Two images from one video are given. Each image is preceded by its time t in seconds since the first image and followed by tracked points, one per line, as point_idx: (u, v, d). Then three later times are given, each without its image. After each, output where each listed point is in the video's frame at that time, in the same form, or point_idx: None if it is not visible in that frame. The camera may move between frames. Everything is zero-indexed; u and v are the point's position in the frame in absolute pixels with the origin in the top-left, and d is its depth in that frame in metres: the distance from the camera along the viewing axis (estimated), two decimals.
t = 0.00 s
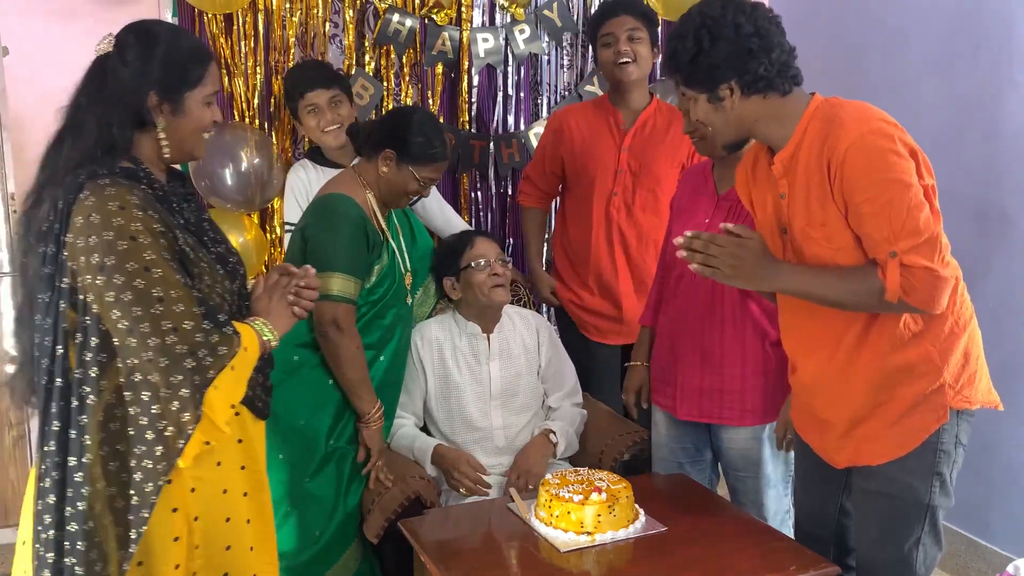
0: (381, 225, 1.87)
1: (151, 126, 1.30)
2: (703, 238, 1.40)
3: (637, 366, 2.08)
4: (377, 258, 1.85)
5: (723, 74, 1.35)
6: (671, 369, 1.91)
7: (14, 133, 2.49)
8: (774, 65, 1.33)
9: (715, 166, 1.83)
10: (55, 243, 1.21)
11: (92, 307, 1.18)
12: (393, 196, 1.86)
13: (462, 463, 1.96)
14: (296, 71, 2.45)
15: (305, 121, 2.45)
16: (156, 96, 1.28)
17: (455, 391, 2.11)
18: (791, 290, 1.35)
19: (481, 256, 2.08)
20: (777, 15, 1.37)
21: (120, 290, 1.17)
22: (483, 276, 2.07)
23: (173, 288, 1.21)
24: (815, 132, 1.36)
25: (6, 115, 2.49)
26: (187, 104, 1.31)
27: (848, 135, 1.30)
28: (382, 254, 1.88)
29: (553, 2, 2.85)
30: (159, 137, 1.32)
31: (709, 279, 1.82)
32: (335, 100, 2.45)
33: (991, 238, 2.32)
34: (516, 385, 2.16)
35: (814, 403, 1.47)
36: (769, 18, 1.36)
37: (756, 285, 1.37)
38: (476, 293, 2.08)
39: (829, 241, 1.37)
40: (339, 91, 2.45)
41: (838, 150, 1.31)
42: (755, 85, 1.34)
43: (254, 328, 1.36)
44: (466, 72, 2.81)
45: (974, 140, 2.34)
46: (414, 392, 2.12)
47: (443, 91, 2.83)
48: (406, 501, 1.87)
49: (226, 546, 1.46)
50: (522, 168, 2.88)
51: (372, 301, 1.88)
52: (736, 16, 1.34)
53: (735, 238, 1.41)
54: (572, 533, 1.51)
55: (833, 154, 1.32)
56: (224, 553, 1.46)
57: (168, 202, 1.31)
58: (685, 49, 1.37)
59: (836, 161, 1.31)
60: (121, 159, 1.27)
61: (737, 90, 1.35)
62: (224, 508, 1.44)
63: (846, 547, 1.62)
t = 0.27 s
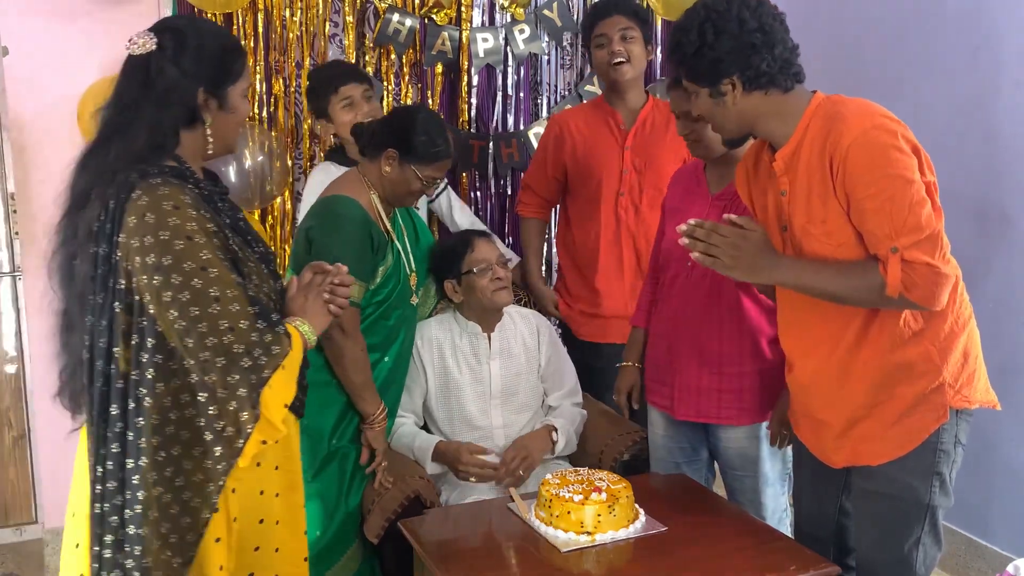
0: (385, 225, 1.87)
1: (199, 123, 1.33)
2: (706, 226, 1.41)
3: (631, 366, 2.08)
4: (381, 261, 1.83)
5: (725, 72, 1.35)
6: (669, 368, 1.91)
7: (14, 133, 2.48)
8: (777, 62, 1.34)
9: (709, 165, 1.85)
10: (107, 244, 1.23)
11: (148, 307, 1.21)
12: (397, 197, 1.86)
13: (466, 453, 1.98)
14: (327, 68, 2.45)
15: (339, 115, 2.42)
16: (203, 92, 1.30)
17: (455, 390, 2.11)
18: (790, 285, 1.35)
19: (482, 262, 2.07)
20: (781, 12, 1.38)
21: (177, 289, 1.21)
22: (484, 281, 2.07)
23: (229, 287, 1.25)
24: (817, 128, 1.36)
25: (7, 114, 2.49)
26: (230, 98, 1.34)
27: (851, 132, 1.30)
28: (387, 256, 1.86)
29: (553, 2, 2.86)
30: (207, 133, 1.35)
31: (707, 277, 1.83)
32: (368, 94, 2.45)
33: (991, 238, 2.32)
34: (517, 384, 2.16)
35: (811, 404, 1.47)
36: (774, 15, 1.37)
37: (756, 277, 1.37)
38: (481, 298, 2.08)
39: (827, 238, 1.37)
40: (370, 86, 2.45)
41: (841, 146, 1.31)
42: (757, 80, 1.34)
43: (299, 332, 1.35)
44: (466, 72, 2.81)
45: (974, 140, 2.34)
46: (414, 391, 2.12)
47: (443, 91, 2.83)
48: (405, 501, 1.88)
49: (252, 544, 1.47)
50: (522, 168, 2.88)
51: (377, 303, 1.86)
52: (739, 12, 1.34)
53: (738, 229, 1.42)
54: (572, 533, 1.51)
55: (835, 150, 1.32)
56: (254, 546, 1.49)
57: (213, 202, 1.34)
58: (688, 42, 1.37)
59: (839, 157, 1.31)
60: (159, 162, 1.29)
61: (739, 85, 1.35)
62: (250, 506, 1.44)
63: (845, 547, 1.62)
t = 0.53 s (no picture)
0: (375, 222, 1.89)
1: (215, 119, 1.33)
2: (708, 219, 1.42)
3: (625, 368, 2.08)
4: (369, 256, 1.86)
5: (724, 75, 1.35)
6: (667, 369, 1.90)
7: (14, 133, 2.48)
8: (776, 62, 1.34)
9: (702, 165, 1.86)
10: (137, 252, 1.25)
11: (183, 314, 1.24)
12: (384, 190, 1.87)
13: (471, 454, 1.98)
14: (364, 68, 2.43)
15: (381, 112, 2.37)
16: (220, 88, 1.30)
17: (456, 389, 2.11)
18: (789, 282, 1.35)
19: (482, 256, 2.08)
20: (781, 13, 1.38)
21: (211, 297, 1.24)
22: (485, 276, 2.07)
23: (261, 290, 1.28)
24: (816, 129, 1.36)
25: (7, 114, 2.48)
26: (246, 96, 1.34)
27: (849, 132, 1.30)
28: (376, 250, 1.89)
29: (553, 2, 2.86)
30: (221, 130, 1.35)
31: (704, 277, 1.83)
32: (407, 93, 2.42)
33: (991, 238, 2.32)
34: (517, 383, 2.16)
35: (810, 404, 1.47)
36: (773, 16, 1.37)
37: (755, 273, 1.38)
38: (481, 294, 2.08)
39: (825, 238, 1.37)
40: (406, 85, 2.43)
41: (840, 146, 1.31)
42: (756, 81, 1.34)
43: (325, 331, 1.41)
44: (466, 72, 2.82)
45: (974, 140, 2.34)
46: (414, 390, 2.11)
47: (443, 91, 2.83)
48: (406, 501, 1.87)
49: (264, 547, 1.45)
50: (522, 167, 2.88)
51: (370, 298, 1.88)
52: (739, 12, 1.34)
53: (741, 224, 1.43)
54: (571, 533, 1.51)
55: (833, 150, 1.32)
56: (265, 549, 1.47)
57: (236, 202, 1.35)
58: (688, 42, 1.37)
59: (838, 158, 1.31)
60: (181, 161, 1.30)
61: (738, 86, 1.35)
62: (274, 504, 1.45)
63: (845, 546, 1.62)
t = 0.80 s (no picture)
0: (359, 216, 1.94)
1: (218, 120, 1.34)
2: (706, 219, 1.42)
3: (625, 371, 2.07)
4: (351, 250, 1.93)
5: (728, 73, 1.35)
6: (667, 369, 1.90)
7: (14, 133, 2.48)
8: (778, 63, 1.34)
9: (697, 166, 1.87)
10: (135, 255, 1.25)
11: (180, 319, 1.23)
12: (368, 181, 1.92)
13: (472, 439, 1.98)
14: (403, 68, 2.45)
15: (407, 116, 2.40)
16: (222, 88, 1.31)
17: (456, 387, 2.11)
18: (789, 282, 1.35)
19: (481, 253, 2.09)
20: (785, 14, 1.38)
21: (208, 300, 1.24)
22: (484, 271, 2.08)
23: (259, 294, 1.28)
24: (815, 129, 1.37)
25: (7, 114, 2.49)
26: (248, 96, 1.34)
27: (849, 132, 1.30)
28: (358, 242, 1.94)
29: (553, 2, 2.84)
30: (224, 130, 1.35)
31: (702, 277, 1.83)
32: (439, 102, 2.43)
33: (991, 238, 2.32)
34: (517, 381, 2.16)
35: (810, 404, 1.47)
36: (775, 17, 1.37)
37: (754, 273, 1.38)
38: (481, 288, 2.09)
39: (824, 239, 1.37)
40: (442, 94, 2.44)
41: (840, 146, 1.31)
42: (758, 81, 1.34)
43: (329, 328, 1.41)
44: (466, 73, 2.82)
45: (974, 139, 2.34)
46: (414, 389, 2.12)
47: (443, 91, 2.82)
48: (406, 501, 1.88)
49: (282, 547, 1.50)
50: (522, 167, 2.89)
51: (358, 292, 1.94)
52: (744, 11, 1.34)
53: (739, 224, 1.43)
54: (571, 532, 1.51)
55: (833, 150, 1.32)
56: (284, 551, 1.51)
57: (236, 205, 1.35)
58: (692, 39, 1.36)
59: (837, 158, 1.31)
60: (180, 162, 1.31)
61: (740, 84, 1.35)
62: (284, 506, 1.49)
63: (845, 546, 1.62)
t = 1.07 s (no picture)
0: (344, 211, 2.01)
1: (213, 117, 1.34)
2: (707, 222, 1.43)
3: (625, 372, 2.08)
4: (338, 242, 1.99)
5: (732, 70, 1.35)
6: (667, 370, 1.90)
7: (14, 133, 2.48)
8: (788, 61, 1.35)
9: (696, 168, 1.87)
10: (126, 256, 1.25)
11: (177, 313, 1.24)
12: (352, 174, 2.00)
13: (473, 442, 1.98)
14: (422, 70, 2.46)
15: (420, 122, 2.43)
16: (219, 86, 1.31)
17: (456, 387, 2.11)
18: (790, 283, 1.35)
19: (482, 255, 2.09)
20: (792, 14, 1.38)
21: (201, 293, 1.24)
22: (486, 273, 2.08)
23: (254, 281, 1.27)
24: (816, 130, 1.37)
25: (7, 114, 2.48)
26: (246, 95, 1.35)
27: (851, 133, 1.30)
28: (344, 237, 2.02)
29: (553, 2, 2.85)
30: (221, 128, 1.36)
31: (702, 277, 1.83)
32: (455, 112, 2.45)
33: (991, 238, 2.32)
34: (517, 380, 2.16)
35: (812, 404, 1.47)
36: (785, 15, 1.36)
37: (755, 274, 1.38)
38: (483, 291, 2.08)
39: (826, 240, 1.37)
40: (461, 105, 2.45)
41: (842, 147, 1.31)
42: (768, 77, 1.35)
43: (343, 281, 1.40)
44: (466, 73, 2.82)
45: (974, 139, 2.34)
46: (415, 390, 2.13)
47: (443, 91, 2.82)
48: (406, 501, 1.88)
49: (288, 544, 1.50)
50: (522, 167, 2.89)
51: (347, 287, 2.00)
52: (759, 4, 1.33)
53: (739, 226, 1.43)
54: (571, 532, 1.51)
55: (836, 151, 1.32)
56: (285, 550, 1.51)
57: (227, 197, 1.34)
58: (704, 29, 1.35)
59: (839, 159, 1.31)
60: (173, 158, 1.31)
61: (749, 80, 1.36)
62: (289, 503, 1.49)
63: (846, 546, 1.62)
